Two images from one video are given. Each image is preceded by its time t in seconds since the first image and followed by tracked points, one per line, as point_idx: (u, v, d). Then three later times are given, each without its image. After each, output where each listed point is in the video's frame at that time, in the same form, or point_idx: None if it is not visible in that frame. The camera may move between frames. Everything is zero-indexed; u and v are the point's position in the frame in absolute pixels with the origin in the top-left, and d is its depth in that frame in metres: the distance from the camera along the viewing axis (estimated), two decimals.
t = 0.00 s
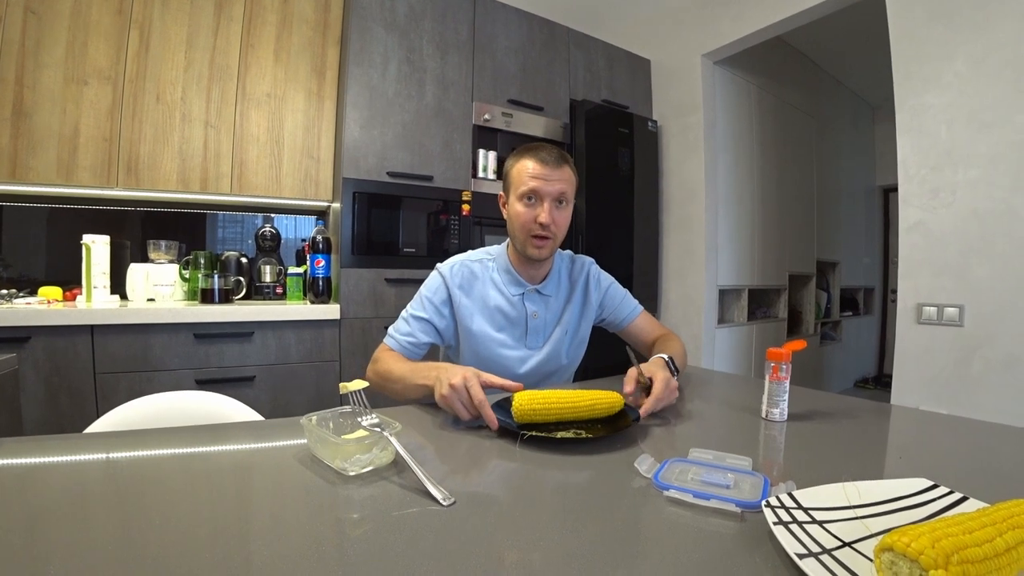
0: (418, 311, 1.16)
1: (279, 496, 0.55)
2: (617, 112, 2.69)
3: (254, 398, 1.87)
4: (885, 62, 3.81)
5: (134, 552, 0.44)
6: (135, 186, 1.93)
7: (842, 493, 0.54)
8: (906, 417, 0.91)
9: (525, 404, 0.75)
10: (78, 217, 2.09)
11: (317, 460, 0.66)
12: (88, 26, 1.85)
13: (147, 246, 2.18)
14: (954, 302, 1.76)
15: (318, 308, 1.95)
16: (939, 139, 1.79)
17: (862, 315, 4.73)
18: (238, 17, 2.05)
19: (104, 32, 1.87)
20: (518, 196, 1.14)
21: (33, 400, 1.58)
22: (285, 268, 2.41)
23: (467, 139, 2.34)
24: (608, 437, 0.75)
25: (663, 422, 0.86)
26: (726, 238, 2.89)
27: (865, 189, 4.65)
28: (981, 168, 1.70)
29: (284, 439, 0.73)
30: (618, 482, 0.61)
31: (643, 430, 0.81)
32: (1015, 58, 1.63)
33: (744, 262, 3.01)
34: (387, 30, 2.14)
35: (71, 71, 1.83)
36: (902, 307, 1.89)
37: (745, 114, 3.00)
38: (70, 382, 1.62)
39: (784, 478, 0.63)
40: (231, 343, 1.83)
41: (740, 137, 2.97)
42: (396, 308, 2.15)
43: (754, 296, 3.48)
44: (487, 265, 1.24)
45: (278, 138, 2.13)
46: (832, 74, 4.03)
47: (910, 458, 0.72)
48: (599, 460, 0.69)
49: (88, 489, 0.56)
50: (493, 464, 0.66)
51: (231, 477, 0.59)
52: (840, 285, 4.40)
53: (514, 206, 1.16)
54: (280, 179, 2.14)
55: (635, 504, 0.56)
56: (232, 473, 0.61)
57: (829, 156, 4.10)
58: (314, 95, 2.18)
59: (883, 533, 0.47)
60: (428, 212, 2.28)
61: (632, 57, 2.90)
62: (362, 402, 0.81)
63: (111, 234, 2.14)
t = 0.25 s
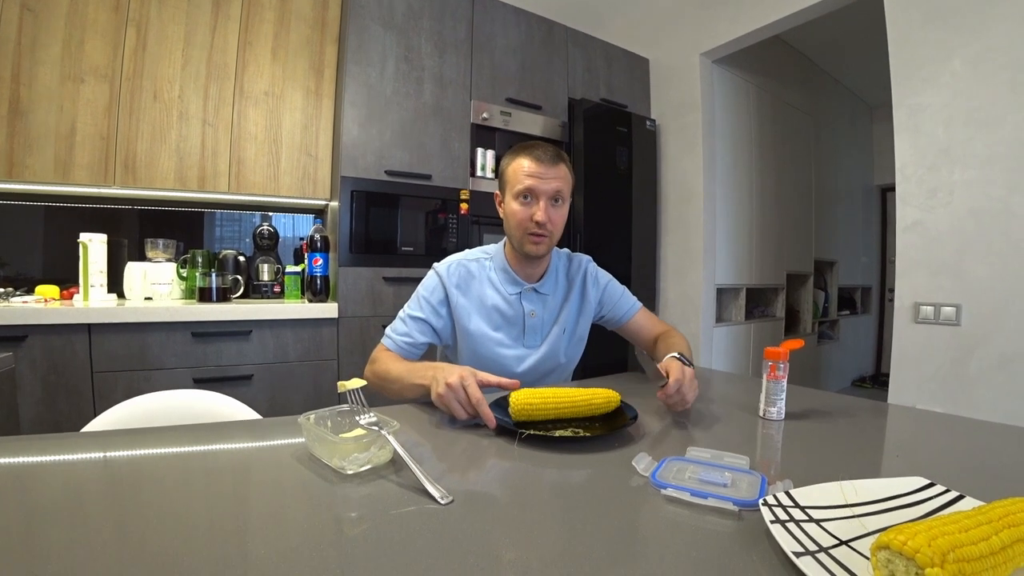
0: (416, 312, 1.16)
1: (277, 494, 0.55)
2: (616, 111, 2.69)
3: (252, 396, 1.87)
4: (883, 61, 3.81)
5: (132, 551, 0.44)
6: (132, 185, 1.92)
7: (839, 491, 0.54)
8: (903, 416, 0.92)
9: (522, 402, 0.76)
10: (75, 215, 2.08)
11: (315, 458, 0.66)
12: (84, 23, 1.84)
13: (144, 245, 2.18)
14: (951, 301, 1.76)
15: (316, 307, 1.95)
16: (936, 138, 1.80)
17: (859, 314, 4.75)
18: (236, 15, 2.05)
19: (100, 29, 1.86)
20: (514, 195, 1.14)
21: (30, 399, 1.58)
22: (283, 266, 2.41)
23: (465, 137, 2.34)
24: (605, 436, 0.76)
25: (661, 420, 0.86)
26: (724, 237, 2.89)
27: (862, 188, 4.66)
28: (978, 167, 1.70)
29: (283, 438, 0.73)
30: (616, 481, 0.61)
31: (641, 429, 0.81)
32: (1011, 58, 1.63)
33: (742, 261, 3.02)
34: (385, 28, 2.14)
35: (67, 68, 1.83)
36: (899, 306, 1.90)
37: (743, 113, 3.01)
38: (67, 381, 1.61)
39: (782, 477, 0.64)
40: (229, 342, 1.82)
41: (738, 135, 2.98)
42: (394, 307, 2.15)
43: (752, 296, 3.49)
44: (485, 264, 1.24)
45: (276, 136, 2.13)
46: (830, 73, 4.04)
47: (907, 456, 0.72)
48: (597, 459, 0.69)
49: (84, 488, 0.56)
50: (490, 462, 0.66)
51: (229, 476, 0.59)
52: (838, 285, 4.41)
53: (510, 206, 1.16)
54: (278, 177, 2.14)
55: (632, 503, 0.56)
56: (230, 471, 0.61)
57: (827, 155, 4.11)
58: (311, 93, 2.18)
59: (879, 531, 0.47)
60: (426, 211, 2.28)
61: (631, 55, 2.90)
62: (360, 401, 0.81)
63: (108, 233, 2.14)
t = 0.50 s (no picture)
0: (412, 316, 1.17)
1: (273, 495, 0.55)
2: (615, 114, 2.69)
3: (248, 396, 1.86)
4: (882, 67, 3.83)
5: (128, 551, 0.43)
6: (131, 182, 1.92)
7: (833, 497, 0.54)
8: (898, 422, 0.92)
9: (519, 405, 0.76)
10: (73, 212, 2.08)
11: (312, 459, 0.66)
12: (85, 20, 1.84)
13: (142, 243, 2.17)
14: (947, 307, 1.77)
15: (314, 306, 1.95)
16: (934, 145, 1.81)
17: (856, 319, 4.76)
18: (237, 14, 2.05)
19: (101, 26, 1.86)
20: (512, 205, 1.14)
21: (25, 396, 1.57)
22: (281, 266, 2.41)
23: (465, 139, 2.34)
24: (602, 439, 0.75)
25: (658, 424, 0.86)
26: (722, 241, 2.90)
27: (860, 193, 4.68)
28: (975, 174, 1.71)
29: (280, 438, 0.73)
30: (612, 485, 0.62)
31: (637, 433, 0.81)
32: (1009, 66, 1.64)
33: (740, 265, 3.03)
34: (386, 29, 2.14)
35: (67, 66, 1.82)
36: (896, 312, 1.90)
37: (743, 117, 3.02)
38: (63, 378, 1.61)
39: (777, 482, 0.64)
40: (226, 341, 1.82)
41: (737, 140, 2.98)
42: (392, 307, 2.15)
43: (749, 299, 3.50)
44: (481, 268, 1.24)
45: (276, 135, 2.13)
46: (829, 78, 4.05)
47: (902, 462, 0.72)
48: (593, 461, 0.69)
49: (81, 487, 0.56)
50: (487, 464, 0.66)
51: (226, 476, 0.59)
52: (835, 289, 4.43)
53: (508, 216, 1.15)
54: (277, 177, 2.14)
55: (628, 507, 0.56)
56: (227, 471, 0.61)
57: (826, 160, 4.12)
58: (312, 93, 2.18)
59: (873, 537, 0.48)
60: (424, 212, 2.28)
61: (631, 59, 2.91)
62: (357, 402, 0.81)
63: (106, 230, 2.13)
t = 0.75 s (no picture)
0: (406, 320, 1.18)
1: (271, 495, 0.55)
2: (615, 115, 2.69)
3: (247, 395, 1.86)
4: (881, 70, 3.83)
5: (127, 549, 0.44)
6: (131, 181, 1.92)
7: (832, 498, 0.54)
8: (896, 424, 0.92)
9: (518, 406, 0.76)
10: (73, 211, 2.08)
11: (310, 459, 0.66)
12: (86, 19, 1.84)
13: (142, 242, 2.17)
14: (946, 310, 1.77)
15: (313, 306, 1.95)
16: (933, 148, 1.81)
17: (855, 321, 4.76)
18: (237, 14, 2.05)
19: (101, 26, 1.86)
20: (505, 214, 1.14)
21: (24, 395, 1.57)
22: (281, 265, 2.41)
23: (465, 139, 2.34)
24: (600, 441, 0.76)
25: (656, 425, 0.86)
26: (721, 243, 2.90)
27: (859, 196, 4.68)
28: (974, 177, 1.71)
29: (279, 438, 0.73)
30: (610, 485, 0.62)
31: (635, 434, 0.81)
32: (1009, 69, 1.65)
33: (739, 267, 3.03)
34: (387, 29, 2.14)
35: (68, 64, 1.82)
36: (894, 314, 1.90)
37: (742, 119, 3.02)
38: (62, 377, 1.61)
39: (776, 483, 0.64)
40: (225, 340, 1.82)
41: (737, 141, 2.99)
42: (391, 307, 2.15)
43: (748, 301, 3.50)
44: (476, 270, 1.25)
45: (276, 135, 2.13)
46: (828, 81, 4.06)
47: (900, 464, 0.73)
48: (592, 462, 0.69)
49: (79, 486, 0.56)
50: (486, 464, 0.66)
51: (225, 476, 0.59)
52: (834, 291, 4.43)
53: (501, 224, 1.15)
54: (276, 176, 2.14)
55: (626, 507, 0.56)
56: (226, 471, 0.61)
57: (825, 162, 4.13)
58: (312, 93, 2.18)
59: (871, 538, 0.48)
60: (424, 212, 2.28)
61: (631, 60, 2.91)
62: (356, 402, 0.81)
63: (106, 229, 2.13)
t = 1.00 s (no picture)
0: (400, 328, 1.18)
1: (271, 499, 0.55)
2: (613, 116, 2.70)
3: (247, 400, 1.86)
4: (878, 69, 3.84)
5: (127, 555, 0.44)
6: (129, 187, 1.92)
7: (832, 498, 0.54)
8: (897, 423, 0.92)
9: (518, 407, 0.76)
10: (72, 217, 2.08)
11: (310, 463, 0.66)
12: (84, 26, 1.85)
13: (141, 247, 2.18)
14: (946, 308, 1.77)
15: (313, 310, 1.95)
16: (930, 146, 1.81)
17: (855, 320, 4.76)
18: (235, 19, 2.05)
19: (99, 32, 1.87)
20: (495, 217, 1.14)
21: (24, 401, 1.57)
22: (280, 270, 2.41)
23: (463, 142, 2.35)
24: (600, 443, 0.76)
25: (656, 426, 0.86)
26: (720, 243, 2.90)
27: (858, 195, 4.69)
28: (972, 175, 1.71)
29: (279, 442, 0.73)
30: (610, 487, 0.62)
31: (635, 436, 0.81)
32: (1004, 68, 1.65)
33: (738, 267, 3.03)
34: (384, 33, 2.15)
35: (66, 71, 1.83)
36: (894, 313, 1.90)
37: (740, 120, 3.03)
38: (61, 383, 1.61)
39: (776, 483, 0.64)
40: (225, 345, 1.82)
41: (734, 142, 2.99)
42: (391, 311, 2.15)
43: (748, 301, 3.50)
44: (469, 275, 1.25)
45: (275, 140, 2.13)
46: (825, 81, 4.07)
47: (901, 463, 0.72)
48: (592, 464, 0.69)
49: (79, 492, 0.55)
50: (486, 467, 0.66)
51: (225, 481, 0.59)
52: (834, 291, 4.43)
53: (492, 228, 1.16)
54: (275, 181, 2.14)
55: (626, 508, 0.56)
56: (226, 476, 0.61)
57: (823, 162, 4.13)
58: (310, 97, 2.18)
59: (872, 537, 0.48)
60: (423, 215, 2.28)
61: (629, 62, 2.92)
62: (355, 406, 0.81)
63: (105, 235, 2.13)
